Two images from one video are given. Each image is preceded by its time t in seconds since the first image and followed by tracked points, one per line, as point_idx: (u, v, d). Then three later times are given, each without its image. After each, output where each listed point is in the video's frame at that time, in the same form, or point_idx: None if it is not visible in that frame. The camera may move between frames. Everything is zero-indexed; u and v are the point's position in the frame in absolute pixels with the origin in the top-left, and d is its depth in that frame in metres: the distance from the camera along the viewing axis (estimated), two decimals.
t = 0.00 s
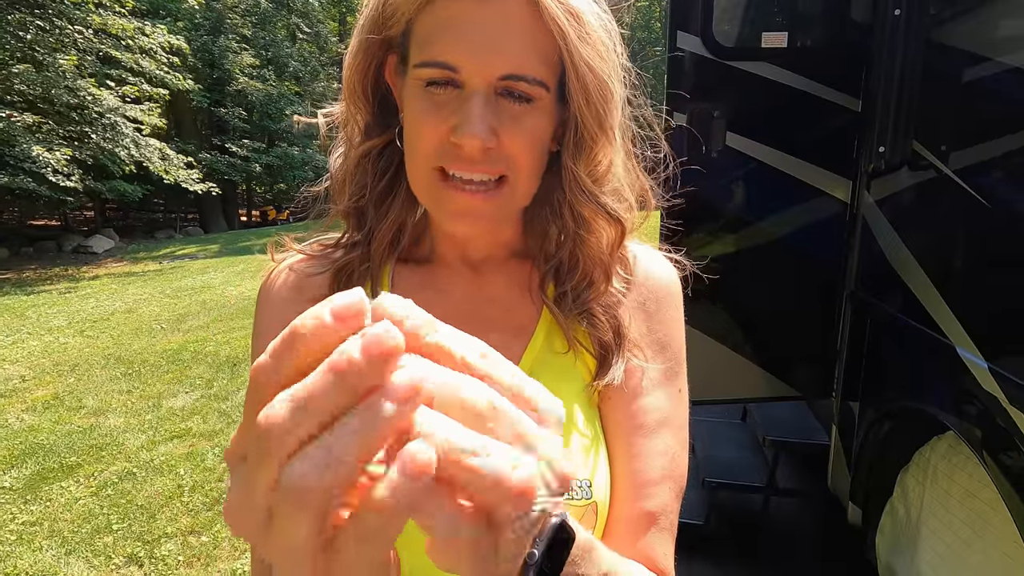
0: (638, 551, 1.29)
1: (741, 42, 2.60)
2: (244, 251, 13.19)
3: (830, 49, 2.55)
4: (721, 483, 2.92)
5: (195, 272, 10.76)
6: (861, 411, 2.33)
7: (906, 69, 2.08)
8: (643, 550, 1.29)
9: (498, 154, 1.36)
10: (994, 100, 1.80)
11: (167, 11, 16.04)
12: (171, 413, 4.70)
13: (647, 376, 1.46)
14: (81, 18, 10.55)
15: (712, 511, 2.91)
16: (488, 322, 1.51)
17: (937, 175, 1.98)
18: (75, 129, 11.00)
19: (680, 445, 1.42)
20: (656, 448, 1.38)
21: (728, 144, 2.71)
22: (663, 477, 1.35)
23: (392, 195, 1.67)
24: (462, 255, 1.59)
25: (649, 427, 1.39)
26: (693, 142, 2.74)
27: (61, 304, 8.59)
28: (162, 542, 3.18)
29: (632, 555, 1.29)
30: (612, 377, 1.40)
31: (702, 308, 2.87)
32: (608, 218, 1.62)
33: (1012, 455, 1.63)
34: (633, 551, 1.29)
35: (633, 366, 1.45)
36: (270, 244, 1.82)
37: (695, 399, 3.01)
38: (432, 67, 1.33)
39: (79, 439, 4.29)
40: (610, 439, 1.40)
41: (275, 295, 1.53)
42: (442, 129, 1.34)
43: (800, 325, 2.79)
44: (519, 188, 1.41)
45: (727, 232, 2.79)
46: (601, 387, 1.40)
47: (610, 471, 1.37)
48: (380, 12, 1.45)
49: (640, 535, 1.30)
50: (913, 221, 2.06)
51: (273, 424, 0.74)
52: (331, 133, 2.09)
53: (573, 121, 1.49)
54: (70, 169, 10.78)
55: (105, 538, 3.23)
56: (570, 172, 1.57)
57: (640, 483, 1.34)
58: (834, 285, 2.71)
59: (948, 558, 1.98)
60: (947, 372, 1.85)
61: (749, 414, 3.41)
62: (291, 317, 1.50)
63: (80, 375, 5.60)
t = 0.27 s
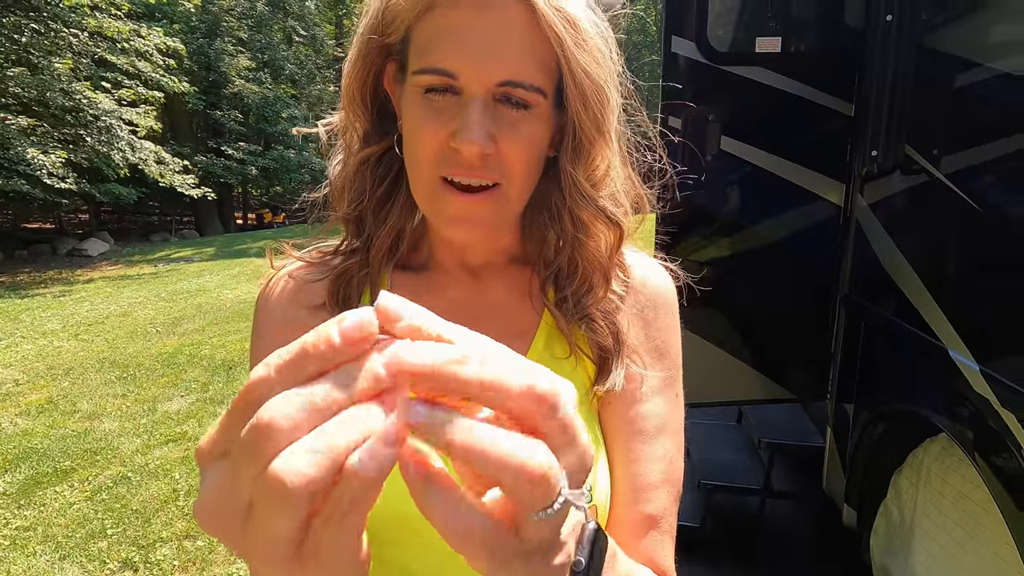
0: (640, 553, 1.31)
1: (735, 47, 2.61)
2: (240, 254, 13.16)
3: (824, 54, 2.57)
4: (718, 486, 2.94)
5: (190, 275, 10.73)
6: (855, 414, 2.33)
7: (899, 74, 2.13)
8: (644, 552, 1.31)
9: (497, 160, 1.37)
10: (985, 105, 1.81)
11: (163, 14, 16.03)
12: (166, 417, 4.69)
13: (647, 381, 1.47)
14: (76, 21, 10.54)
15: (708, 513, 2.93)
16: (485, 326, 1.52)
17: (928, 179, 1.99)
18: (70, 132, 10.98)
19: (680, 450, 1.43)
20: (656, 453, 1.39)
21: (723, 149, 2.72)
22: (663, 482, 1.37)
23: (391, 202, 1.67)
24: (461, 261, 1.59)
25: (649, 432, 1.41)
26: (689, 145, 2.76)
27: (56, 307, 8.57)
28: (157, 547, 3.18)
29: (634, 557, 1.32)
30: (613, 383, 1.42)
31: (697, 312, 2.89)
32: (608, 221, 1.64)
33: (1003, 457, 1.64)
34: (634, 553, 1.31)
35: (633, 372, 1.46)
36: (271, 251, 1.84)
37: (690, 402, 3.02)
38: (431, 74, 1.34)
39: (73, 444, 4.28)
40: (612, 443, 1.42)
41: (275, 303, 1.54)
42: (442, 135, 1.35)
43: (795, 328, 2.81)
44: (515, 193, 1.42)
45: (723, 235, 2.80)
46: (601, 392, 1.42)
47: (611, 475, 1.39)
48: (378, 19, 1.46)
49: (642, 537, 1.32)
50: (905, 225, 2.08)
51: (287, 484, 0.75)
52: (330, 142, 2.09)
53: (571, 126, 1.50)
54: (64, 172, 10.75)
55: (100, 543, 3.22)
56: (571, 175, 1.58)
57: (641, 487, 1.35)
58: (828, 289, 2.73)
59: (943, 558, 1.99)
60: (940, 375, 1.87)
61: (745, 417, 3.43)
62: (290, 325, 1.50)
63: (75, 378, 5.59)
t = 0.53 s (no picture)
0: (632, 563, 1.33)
1: (728, 54, 2.62)
2: (235, 258, 13.14)
3: (814, 61, 2.59)
4: (712, 490, 2.93)
5: (185, 279, 10.71)
6: (848, 417, 2.36)
7: (888, 83, 2.16)
8: (636, 562, 1.33)
9: (492, 180, 1.39)
10: (972, 114, 1.83)
11: (158, 17, 16.00)
12: (160, 422, 4.68)
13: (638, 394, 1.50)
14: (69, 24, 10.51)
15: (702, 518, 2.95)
16: (480, 336, 1.54)
17: (917, 187, 2.02)
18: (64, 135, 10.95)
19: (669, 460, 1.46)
20: (647, 463, 1.42)
21: (716, 155, 2.75)
22: (654, 492, 1.39)
23: (388, 217, 1.68)
24: (457, 273, 1.61)
25: (641, 443, 1.43)
26: (683, 153, 2.78)
27: (49, 312, 8.54)
28: (151, 553, 3.17)
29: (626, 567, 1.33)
30: (606, 395, 1.43)
31: (691, 317, 2.91)
32: (600, 238, 1.63)
33: (991, 461, 1.67)
34: (627, 563, 1.33)
35: (625, 384, 1.49)
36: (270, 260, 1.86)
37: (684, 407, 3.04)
38: (428, 96, 1.35)
39: (66, 450, 4.27)
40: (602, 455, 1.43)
41: (271, 316, 1.55)
42: (439, 156, 1.36)
43: (788, 333, 2.83)
44: (512, 212, 1.45)
45: (716, 241, 2.82)
46: (594, 404, 1.43)
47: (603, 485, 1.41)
48: (378, 37, 1.46)
49: (635, 547, 1.34)
50: (895, 232, 2.11)
51: (300, 525, 0.79)
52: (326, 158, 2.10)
53: (565, 145, 1.51)
54: (58, 176, 10.72)
55: (94, 550, 3.22)
56: (565, 194, 1.58)
57: (632, 497, 1.37)
58: (821, 294, 2.76)
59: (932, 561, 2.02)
60: (932, 381, 1.89)
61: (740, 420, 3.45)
62: (286, 338, 1.51)
63: (68, 383, 5.57)
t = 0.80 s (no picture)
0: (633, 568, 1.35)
1: (722, 59, 2.66)
2: (230, 261, 13.12)
3: (807, 66, 2.61)
4: (707, 492, 2.95)
5: (180, 282, 10.69)
6: (842, 420, 2.37)
7: (880, 89, 2.18)
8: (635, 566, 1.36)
9: (487, 190, 1.40)
10: (963, 119, 1.85)
11: (153, 20, 15.98)
12: (155, 426, 4.67)
13: (636, 400, 1.51)
14: (64, 26, 10.49)
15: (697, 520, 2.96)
16: (477, 339, 1.55)
17: (909, 191, 2.04)
18: (58, 138, 10.92)
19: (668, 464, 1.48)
20: (648, 469, 1.44)
21: (710, 159, 2.77)
22: (654, 497, 1.42)
23: (384, 224, 1.69)
24: (451, 280, 1.62)
25: (640, 449, 1.45)
26: (679, 157, 2.80)
27: (42, 315, 8.51)
28: (146, 558, 3.17)
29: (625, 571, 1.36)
30: (602, 401, 1.44)
31: (686, 320, 2.92)
32: (597, 247, 1.65)
33: (982, 463, 1.68)
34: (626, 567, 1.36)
35: (621, 390, 1.50)
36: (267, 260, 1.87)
37: (680, 409, 3.05)
38: (424, 107, 1.36)
39: (60, 454, 4.26)
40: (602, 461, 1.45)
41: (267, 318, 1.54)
42: (434, 165, 1.38)
43: (783, 336, 2.84)
44: (508, 219, 1.46)
45: (711, 244, 2.84)
46: (590, 410, 1.44)
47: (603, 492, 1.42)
48: (376, 46, 1.46)
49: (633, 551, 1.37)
50: (888, 236, 2.13)
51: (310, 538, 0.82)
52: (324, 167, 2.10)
53: (561, 156, 1.53)
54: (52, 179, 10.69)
55: (87, 554, 3.21)
56: (560, 203, 1.60)
57: (633, 504, 1.40)
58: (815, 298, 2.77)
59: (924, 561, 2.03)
60: (924, 384, 1.90)
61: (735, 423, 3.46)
62: (283, 340, 1.51)
63: (62, 387, 5.55)
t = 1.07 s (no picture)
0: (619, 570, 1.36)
1: (717, 63, 2.66)
2: (226, 263, 13.09)
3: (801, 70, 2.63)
4: (703, 494, 3.01)
5: (175, 285, 10.66)
6: (836, 421, 2.38)
7: (873, 92, 2.22)
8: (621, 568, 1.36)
9: (480, 194, 1.42)
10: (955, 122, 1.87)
11: (147, 21, 15.95)
12: (149, 429, 4.66)
13: (626, 404, 1.52)
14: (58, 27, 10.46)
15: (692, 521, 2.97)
16: (471, 343, 1.56)
17: (902, 194, 2.05)
18: (52, 139, 10.89)
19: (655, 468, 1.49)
20: (634, 473, 1.44)
21: (705, 162, 2.78)
22: (641, 501, 1.42)
23: (377, 228, 1.69)
24: (445, 283, 1.62)
25: (629, 453, 1.46)
26: (673, 160, 2.81)
27: (36, 318, 8.48)
28: (140, 562, 3.16)
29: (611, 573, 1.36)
30: (592, 405, 1.45)
31: (681, 322, 2.94)
32: (589, 252, 1.65)
33: (974, 464, 1.69)
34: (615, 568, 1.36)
35: (611, 394, 1.51)
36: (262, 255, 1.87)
37: (675, 411, 3.06)
38: (417, 112, 1.37)
39: (53, 457, 4.25)
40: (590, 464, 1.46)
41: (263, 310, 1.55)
42: (428, 168, 1.39)
43: (778, 338, 2.85)
44: (502, 223, 1.47)
45: (706, 246, 2.85)
46: (581, 414, 1.45)
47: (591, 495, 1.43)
48: (371, 51, 1.47)
49: (620, 554, 1.37)
50: (882, 239, 2.14)
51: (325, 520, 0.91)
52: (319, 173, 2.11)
53: (555, 160, 1.53)
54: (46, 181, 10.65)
55: (81, 559, 3.20)
56: (554, 208, 1.60)
57: (620, 508, 1.40)
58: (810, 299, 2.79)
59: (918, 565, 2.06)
60: (916, 385, 1.92)
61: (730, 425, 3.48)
62: (278, 333, 1.52)
63: (56, 390, 5.53)
